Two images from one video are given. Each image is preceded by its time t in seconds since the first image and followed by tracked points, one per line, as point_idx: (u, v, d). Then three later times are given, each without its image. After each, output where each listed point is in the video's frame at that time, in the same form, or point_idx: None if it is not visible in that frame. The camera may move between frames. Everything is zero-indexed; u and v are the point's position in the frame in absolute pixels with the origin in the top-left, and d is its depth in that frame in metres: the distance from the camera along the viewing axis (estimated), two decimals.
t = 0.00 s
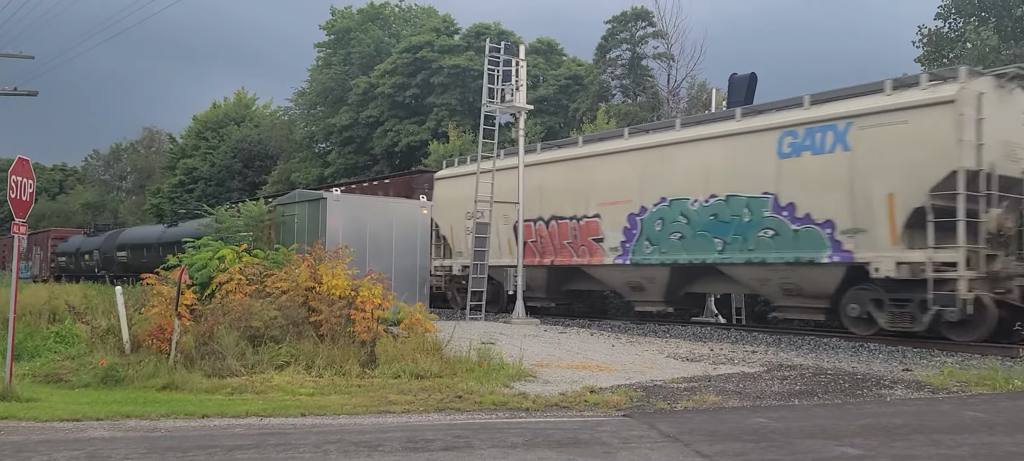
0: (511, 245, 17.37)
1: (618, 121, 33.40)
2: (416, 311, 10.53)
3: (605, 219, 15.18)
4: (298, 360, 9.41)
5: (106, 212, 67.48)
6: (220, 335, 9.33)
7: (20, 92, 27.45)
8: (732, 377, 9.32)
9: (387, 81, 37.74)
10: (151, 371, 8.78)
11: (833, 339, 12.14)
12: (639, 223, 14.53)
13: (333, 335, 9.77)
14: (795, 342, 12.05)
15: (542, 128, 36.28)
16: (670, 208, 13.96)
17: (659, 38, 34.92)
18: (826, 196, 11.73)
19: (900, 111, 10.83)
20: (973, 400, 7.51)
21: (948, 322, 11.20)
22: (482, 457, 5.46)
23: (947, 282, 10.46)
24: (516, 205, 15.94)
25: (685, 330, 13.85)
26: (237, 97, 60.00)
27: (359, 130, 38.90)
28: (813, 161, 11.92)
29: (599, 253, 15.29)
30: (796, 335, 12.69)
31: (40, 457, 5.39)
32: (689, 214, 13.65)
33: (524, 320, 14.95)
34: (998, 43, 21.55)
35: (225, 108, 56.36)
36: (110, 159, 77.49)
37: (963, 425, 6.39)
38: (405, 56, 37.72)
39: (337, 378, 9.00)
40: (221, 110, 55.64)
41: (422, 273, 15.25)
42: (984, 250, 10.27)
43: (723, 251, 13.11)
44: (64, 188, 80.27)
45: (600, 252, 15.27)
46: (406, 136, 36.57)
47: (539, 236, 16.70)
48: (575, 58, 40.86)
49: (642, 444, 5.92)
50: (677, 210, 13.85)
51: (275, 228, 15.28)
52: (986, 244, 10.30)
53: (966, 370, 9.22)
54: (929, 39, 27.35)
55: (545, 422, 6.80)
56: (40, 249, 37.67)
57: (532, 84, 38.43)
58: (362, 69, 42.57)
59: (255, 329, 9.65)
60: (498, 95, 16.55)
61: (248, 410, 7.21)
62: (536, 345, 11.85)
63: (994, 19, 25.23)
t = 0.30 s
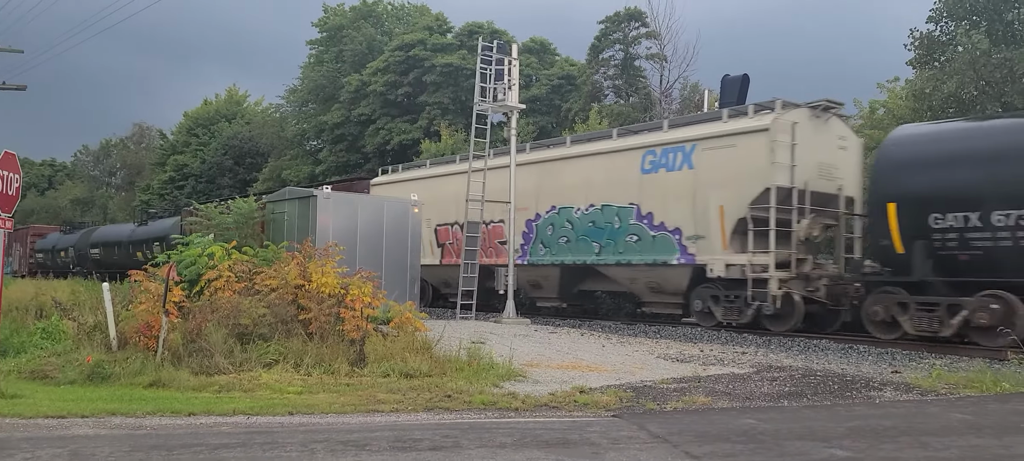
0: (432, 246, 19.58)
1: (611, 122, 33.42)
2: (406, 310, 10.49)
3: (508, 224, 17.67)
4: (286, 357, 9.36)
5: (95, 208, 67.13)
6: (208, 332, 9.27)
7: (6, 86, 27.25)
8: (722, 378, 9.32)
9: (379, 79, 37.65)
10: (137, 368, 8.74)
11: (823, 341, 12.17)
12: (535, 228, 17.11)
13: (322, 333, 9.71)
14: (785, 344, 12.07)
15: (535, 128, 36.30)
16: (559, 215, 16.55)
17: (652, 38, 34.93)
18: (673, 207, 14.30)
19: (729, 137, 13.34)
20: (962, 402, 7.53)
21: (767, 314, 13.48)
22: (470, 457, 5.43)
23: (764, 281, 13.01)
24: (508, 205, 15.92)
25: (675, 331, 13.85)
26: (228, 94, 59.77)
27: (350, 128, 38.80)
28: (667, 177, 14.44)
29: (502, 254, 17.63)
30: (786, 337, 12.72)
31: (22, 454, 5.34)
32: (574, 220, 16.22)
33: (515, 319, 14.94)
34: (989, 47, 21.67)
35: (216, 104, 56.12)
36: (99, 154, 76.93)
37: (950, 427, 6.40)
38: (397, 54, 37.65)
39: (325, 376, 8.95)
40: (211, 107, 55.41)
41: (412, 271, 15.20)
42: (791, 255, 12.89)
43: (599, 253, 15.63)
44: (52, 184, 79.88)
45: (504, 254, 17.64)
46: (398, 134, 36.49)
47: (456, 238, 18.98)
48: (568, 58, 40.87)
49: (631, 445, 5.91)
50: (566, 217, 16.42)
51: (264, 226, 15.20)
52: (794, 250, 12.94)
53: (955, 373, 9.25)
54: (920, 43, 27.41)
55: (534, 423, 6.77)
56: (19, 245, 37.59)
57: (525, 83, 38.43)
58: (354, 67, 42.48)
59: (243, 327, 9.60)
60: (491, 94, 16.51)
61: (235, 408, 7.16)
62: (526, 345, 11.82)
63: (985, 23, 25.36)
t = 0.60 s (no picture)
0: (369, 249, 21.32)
1: (602, 123, 33.47)
2: (397, 311, 10.45)
3: (429, 230, 19.51)
4: (277, 359, 9.33)
5: (85, 209, 66.86)
6: (197, 333, 9.23)
7: None
8: (713, 378, 9.33)
9: (370, 80, 37.60)
10: (126, 370, 8.69)
11: (814, 341, 12.19)
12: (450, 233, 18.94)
13: (313, 335, 9.67)
14: (776, 344, 12.09)
15: (527, 129, 36.34)
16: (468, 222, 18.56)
17: (644, 39, 34.98)
18: (561, 214, 16.18)
19: (601, 155, 15.33)
20: (952, 402, 7.54)
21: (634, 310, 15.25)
22: (461, 458, 5.42)
23: (628, 280, 14.96)
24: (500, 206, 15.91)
25: (666, 331, 13.86)
26: (218, 94, 59.61)
27: (341, 128, 38.75)
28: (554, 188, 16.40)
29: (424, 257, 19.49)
30: (777, 337, 12.75)
31: (9, 456, 5.29)
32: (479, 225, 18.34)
33: (507, 320, 14.92)
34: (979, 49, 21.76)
35: (207, 105, 55.97)
36: (88, 155, 76.52)
37: (940, 426, 6.43)
38: (388, 54, 37.60)
39: (316, 378, 8.92)
40: (202, 107, 55.24)
41: (404, 272, 15.15)
42: (648, 257, 14.84)
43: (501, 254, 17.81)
44: (41, 184, 79.55)
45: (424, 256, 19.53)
46: (389, 135, 36.45)
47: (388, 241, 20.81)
48: (559, 59, 40.91)
49: (622, 446, 5.91)
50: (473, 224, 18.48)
51: (255, 228, 15.14)
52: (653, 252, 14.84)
53: (945, 373, 9.27)
54: (910, 44, 27.49)
55: (525, 423, 6.76)
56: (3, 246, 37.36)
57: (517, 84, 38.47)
58: (345, 67, 42.42)
59: (233, 328, 9.56)
60: (482, 95, 16.49)
61: (225, 409, 7.12)
62: (518, 346, 11.81)
63: (974, 25, 25.52)
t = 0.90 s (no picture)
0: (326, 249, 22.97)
1: (595, 123, 33.55)
2: (389, 311, 10.42)
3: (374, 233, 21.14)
4: (268, 359, 9.30)
5: (75, 209, 66.66)
6: (188, 334, 9.20)
7: None
8: (705, 379, 9.35)
9: (362, 80, 37.54)
10: (117, 370, 8.66)
11: (805, 341, 12.21)
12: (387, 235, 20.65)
13: (305, 335, 9.64)
14: (768, 344, 12.12)
15: (519, 129, 36.35)
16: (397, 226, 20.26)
17: (636, 40, 35.00)
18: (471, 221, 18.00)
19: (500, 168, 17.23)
20: (942, 402, 7.58)
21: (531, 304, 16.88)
22: (453, 459, 5.41)
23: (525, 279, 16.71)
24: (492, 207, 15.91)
25: (659, 331, 13.88)
26: (210, 94, 59.44)
27: (333, 128, 38.70)
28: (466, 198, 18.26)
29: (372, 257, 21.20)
30: (768, 337, 12.77)
31: None
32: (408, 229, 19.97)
33: (499, 320, 14.91)
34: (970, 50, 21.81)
35: (198, 104, 55.80)
36: (79, 155, 76.13)
37: (931, 426, 6.44)
38: (381, 54, 37.54)
39: (307, 378, 8.89)
40: (193, 107, 55.07)
41: (395, 272, 15.13)
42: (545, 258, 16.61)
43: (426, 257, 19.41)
44: (31, 184, 79.21)
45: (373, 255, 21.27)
46: (382, 135, 36.40)
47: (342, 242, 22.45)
48: (552, 59, 40.92)
49: (614, 446, 5.91)
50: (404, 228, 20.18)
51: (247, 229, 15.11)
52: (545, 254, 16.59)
53: (936, 373, 9.30)
54: (901, 45, 27.62)
55: (518, 424, 6.75)
56: None
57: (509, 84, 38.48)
58: (337, 67, 42.34)
59: (225, 328, 9.52)
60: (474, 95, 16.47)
61: (216, 409, 7.10)
62: (510, 346, 11.80)
63: (965, 26, 25.62)
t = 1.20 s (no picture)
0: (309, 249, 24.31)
1: (589, 123, 33.64)
2: (382, 311, 10.42)
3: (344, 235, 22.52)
4: (261, 359, 9.29)
5: (67, 208, 66.54)
6: (181, 334, 9.18)
7: None
8: (699, 378, 9.38)
9: (356, 80, 37.53)
10: (109, 371, 8.63)
11: (798, 341, 12.24)
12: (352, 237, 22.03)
13: (298, 335, 9.64)
14: (761, 344, 12.15)
15: (513, 129, 36.37)
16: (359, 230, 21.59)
17: (630, 40, 35.03)
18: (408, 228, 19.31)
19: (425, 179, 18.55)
20: (934, 402, 7.60)
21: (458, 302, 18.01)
22: (447, 459, 5.41)
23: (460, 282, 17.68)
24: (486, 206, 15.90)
25: (652, 331, 13.91)
26: (203, 93, 59.30)
27: (327, 128, 38.68)
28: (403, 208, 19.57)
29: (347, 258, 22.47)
30: (761, 337, 12.79)
31: None
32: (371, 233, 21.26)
33: (492, 321, 14.91)
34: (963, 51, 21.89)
35: (191, 104, 55.67)
36: (71, 154, 75.83)
37: (922, 426, 6.47)
38: (374, 54, 37.52)
39: (300, 378, 8.89)
40: (186, 106, 54.94)
41: (389, 272, 15.12)
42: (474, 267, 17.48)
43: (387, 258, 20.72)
44: (23, 184, 78.93)
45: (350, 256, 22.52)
46: (376, 135, 36.37)
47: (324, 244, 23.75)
48: (546, 59, 40.94)
49: (608, 446, 5.92)
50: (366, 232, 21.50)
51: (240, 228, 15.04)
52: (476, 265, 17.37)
53: (928, 373, 9.33)
54: (894, 46, 27.77)
55: (511, 424, 6.76)
56: None
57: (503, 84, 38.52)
58: (331, 67, 42.28)
59: (218, 328, 9.50)
60: (468, 95, 16.48)
61: (209, 410, 7.09)
62: (503, 346, 11.80)
63: (957, 28, 25.76)
